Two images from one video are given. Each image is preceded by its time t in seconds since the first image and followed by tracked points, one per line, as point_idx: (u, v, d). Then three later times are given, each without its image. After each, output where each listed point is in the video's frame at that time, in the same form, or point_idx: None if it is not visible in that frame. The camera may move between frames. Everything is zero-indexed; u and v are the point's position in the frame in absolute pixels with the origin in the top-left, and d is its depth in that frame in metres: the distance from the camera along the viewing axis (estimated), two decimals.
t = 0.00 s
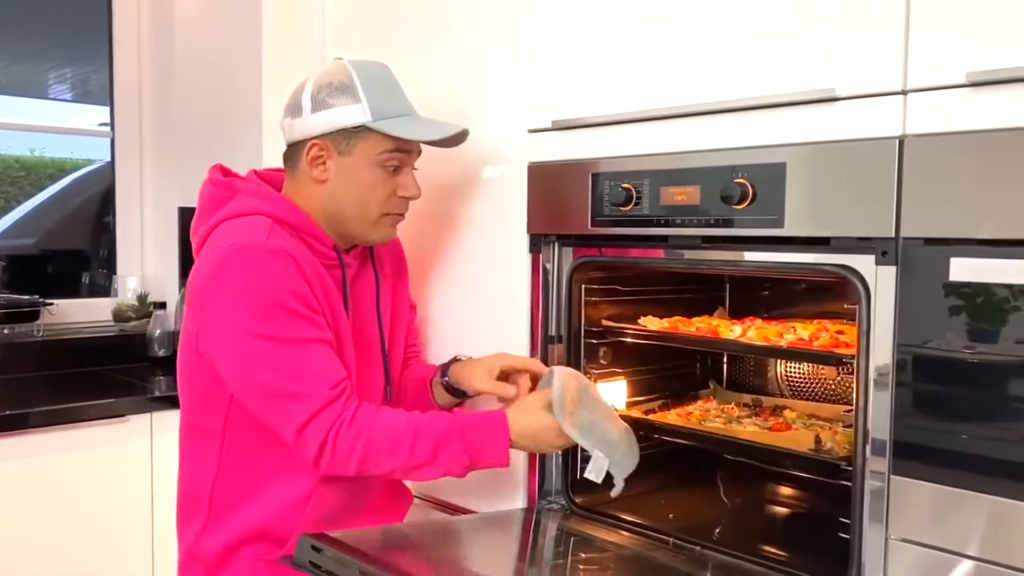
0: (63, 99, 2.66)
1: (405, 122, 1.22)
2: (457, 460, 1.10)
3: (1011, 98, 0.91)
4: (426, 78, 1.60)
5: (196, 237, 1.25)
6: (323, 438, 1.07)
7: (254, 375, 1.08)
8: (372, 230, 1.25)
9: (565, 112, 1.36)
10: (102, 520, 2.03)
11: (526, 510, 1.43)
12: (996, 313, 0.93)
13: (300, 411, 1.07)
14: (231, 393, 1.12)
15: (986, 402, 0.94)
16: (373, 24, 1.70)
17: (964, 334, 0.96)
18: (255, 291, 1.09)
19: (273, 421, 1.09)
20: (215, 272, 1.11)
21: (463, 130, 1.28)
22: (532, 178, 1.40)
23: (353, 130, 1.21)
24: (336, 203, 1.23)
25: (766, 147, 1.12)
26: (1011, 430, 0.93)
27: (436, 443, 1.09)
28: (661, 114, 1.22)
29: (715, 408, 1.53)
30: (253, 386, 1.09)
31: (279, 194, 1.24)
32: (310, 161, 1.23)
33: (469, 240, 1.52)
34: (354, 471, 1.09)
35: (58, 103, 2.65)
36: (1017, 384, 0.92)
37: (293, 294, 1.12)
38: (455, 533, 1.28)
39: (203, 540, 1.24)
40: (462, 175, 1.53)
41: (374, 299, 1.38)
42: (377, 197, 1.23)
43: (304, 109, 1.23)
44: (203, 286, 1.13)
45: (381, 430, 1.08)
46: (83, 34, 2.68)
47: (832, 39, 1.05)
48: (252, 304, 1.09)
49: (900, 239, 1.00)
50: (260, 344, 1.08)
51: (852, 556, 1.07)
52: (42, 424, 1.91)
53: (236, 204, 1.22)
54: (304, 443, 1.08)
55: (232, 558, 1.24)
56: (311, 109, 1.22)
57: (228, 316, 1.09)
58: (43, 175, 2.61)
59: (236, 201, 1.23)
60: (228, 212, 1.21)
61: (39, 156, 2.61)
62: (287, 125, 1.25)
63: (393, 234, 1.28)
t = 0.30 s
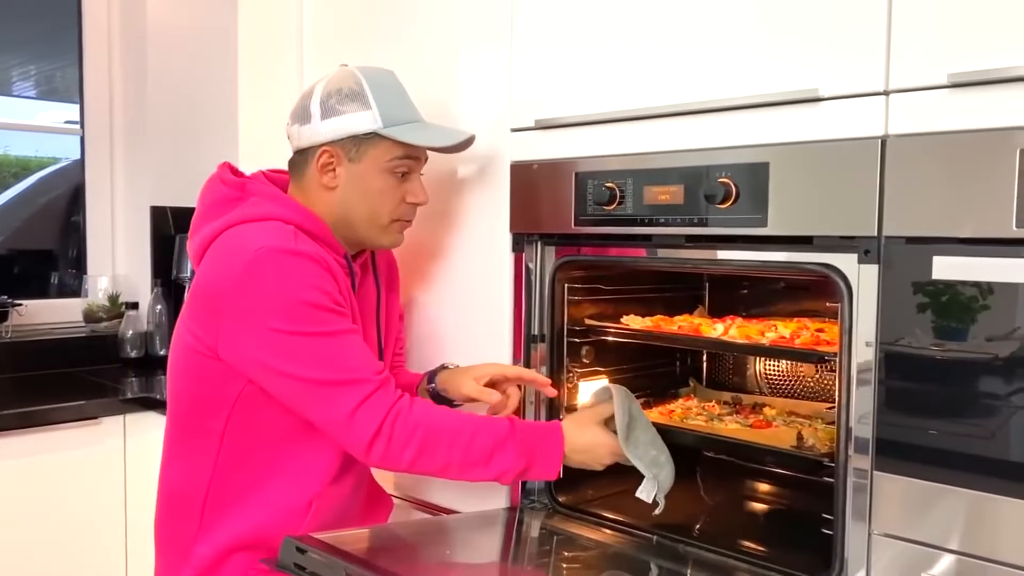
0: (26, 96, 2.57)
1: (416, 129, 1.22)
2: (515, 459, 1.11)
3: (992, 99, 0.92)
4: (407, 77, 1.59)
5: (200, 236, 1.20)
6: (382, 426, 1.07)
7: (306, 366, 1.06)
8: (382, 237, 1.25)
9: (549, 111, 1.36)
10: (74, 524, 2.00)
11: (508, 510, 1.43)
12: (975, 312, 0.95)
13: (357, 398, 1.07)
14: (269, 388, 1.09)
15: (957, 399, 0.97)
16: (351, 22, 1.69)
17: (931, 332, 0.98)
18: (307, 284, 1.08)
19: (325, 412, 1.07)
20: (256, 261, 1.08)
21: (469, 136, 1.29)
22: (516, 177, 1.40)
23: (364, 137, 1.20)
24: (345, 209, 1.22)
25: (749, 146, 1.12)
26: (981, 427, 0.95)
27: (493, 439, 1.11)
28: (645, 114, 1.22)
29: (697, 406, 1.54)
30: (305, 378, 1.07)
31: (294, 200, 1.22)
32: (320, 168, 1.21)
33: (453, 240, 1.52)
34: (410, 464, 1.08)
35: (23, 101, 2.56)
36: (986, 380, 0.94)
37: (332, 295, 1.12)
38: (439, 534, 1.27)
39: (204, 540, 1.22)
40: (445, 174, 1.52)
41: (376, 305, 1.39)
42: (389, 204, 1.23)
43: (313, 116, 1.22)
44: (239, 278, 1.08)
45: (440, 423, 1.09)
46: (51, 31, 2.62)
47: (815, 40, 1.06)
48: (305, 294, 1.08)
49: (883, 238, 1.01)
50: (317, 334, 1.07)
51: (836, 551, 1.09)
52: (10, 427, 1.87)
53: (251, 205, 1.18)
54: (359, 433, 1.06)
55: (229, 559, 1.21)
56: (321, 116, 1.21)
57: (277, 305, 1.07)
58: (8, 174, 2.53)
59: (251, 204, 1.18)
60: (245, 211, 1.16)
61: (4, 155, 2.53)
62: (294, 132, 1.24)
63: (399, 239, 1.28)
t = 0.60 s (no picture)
0: None
1: (407, 125, 1.20)
2: (519, 458, 1.11)
3: (975, 99, 0.93)
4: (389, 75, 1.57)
5: (192, 238, 1.18)
6: (386, 428, 1.05)
7: (307, 369, 1.05)
8: (376, 236, 1.24)
9: (533, 110, 1.35)
10: (47, 528, 1.96)
11: (492, 511, 1.42)
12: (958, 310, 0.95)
13: (359, 400, 1.05)
14: (269, 391, 1.08)
15: (935, 396, 0.98)
16: (330, 19, 1.67)
17: (904, 330, 0.99)
18: (306, 286, 1.07)
19: (326, 415, 1.06)
20: (254, 264, 1.07)
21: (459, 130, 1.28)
22: (499, 176, 1.39)
23: (355, 135, 1.19)
24: (338, 209, 1.21)
25: (734, 145, 1.12)
26: (957, 424, 0.96)
27: (498, 439, 1.10)
28: (629, 113, 1.22)
29: (679, 404, 1.52)
30: (305, 380, 1.05)
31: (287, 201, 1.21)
32: (311, 168, 1.20)
33: (436, 239, 1.51)
34: (414, 465, 1.07)
35: None
36: (961, 377, 0.96)
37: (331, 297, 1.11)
38: (422, 535, 1.26)
39: (196, 545, 1.20)
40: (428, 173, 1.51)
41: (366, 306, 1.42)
42: (382, 202, 1.21)
43: (304, 115, 1.21)
44: (236, 282, 1.07)
45: (443, 424, 1.09)
46: (22, 26, 2.58)
47: (800, 39, 1.06)
48: (304, 296, 1.06)
49: (867, 237, 1.02)
50: (317, 336, 1.06)
51: (822, 549, 1.09)
52: None
53: (245, 207, 1.17)
54: (362, 435, 1.05)
55: (223, 563, 1.19)
56: (312, 114, 1.20)
57: (276, 308, 1.06)
58: None
59: (246, 206, 1.17)
60: (240, 213, 1.15)
61: None
62: (286, 132, 1.23)
63: (394, 238, 1.27)
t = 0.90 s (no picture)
0: None
1: (386, 116, 1.18)
2: (512, 451, 1.09)
3: (966, 97, 0.93)
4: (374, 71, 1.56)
5: (170, 240, 1.15)
6: (374, 424, 1.03)
7: (291, 368, 1.03)
8: (356, 230, 1.21)
9: (521, 107, 1.34)
10: (23, 531, 1.92)
11: (479, 511, 1.41)
12: (944, 309, 0.95)
13: (346, 398, 1.03)
14: (251, 391, 1.06)
15: (917, 395, 0.98)
16: (314, 14, 1.65)
17: (885, 328, 1.00)
18: (287, 284, 1.05)
19: (312, 413, 1.04)
20: (235, 264, 1.05)
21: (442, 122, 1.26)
22: (486, 174, 1.38)
23: (332, 127, 1.16)
24: (316, 203, 1.18)
25: (724, 143, 1.12)
26: (940, 422, 0.97)
27: (490, 432, 1.08)
28: (618, 110, 1.21)
29: (666, 403, 1.50)
30: (290, 379, 1.03)
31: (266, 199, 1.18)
32: (289, 161, 1.18)
33: (421, 238, 1.49)
34: (405, 462, 1.05)
35: None
36: (943, 376, 0.96)
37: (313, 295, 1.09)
38: (409, 537, 1.25)
39: (179, 551, 1.18)
40: (413, 171, 1.49)
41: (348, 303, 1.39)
42: (361, 195, 1.18)
43: (281, 106, 1.19)
44: (217, 282, 1.05)
45: (433, 419, 1.06)
46: None
47: (790, 37, 1.06)
48: (286, 294, 1.04)
49: (858, 235, 1.02)
50: (301, 334, 1.04)
51: (812, 549, 1.08)
52: None
53: (223, 206, 1.15)
54: (351, 433, 1.03)
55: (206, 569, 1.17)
56: (288, 106, 1.17)
57: (257, 308, 1.04)
58: None
59: (224, 205, 1.15)
60: (217, 212, 1.13)
61: None
62: (264, 124, 1.21)
63: (378, 231, 1.23)
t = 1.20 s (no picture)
0: None
1: (370, 110, 1.12)
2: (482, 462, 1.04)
3: (967, 96, 0.92)
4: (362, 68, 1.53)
5: (145, 244, 1.11)
6: (334, 436, 0.98)
7: (250, 375, 0.99)
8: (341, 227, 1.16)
9: (513, 105, 1.32)
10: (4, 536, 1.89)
11: (470, 516, 1.39)
12: (937, 308, 0.95)
13: (305, 406, 0.98)
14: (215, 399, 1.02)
15: (906, 395, 0.97)
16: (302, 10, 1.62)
17: (873, 328, 0.99)
18: (254, 286, 1.01)
19: (271, 423, 0.99)
20: (203, 266, 1.02)
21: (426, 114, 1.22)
22: (477, 173, 1.36)
23: (315, 121, 1.11)
24: (299, 199, 1.13)
25: (720, 142, 1.10)
26: (929, 422, 0.96)
27: (457, 445, 1.04)
28: (612, 108, 1.19)
29: (640, 411, 1.47)
30: (249, 387, 0.99)
31: (243, 199, 1.14)
32: (271, 157, 1.13)
33: (409, 237, 1.47)
34: (367, 475, 1.00)
35: None
36: (932, 376, 0.95)
37: (282, 299, 1.05)
38: (400, 542, 1.22)
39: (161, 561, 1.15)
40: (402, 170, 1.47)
41: (332, 302, 1.33)
42: (346, 191, 1.13)
43: (263, 101, 1.14)
44: (185, 285, 1.02)
45: (397, 430, 1.02)
46: None
47: (788, 34, 1.04)
48: (251, 297, 1.01)
49: (857, 236, 1.00)
50: (263, 339, 1.00)
51: (809, 553, 1.07)
52: None
53: (199, 208, 1.10)
54: (310, 444, 0.98)
55: None
56: (270, 100, 1.13)
57: (222, 312, 1.00)
58: None
59: (199, 207, 1.10)
60: (193, 215, 1.09)
61: None
62: (247, 120, 1.16)
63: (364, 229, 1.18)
